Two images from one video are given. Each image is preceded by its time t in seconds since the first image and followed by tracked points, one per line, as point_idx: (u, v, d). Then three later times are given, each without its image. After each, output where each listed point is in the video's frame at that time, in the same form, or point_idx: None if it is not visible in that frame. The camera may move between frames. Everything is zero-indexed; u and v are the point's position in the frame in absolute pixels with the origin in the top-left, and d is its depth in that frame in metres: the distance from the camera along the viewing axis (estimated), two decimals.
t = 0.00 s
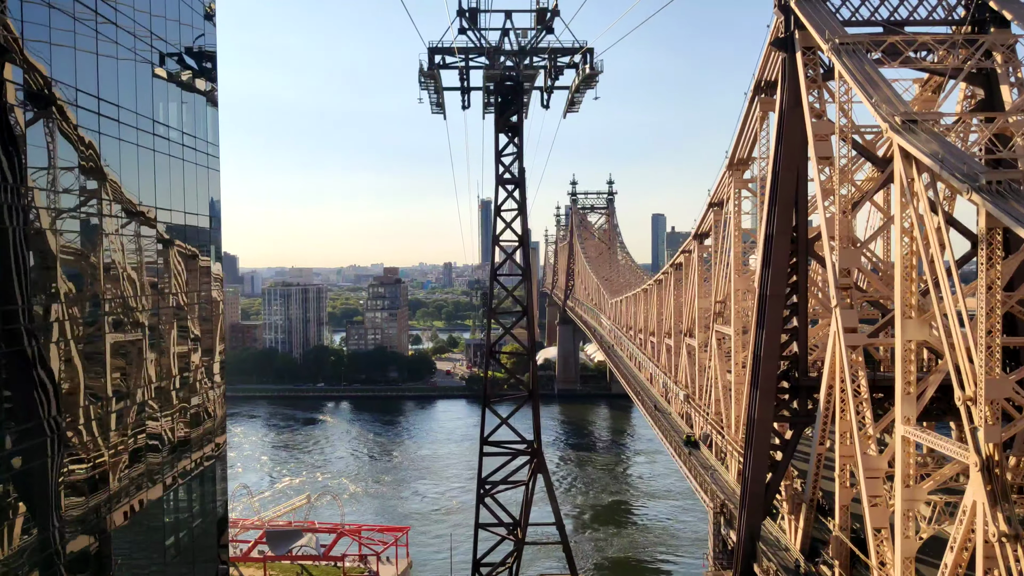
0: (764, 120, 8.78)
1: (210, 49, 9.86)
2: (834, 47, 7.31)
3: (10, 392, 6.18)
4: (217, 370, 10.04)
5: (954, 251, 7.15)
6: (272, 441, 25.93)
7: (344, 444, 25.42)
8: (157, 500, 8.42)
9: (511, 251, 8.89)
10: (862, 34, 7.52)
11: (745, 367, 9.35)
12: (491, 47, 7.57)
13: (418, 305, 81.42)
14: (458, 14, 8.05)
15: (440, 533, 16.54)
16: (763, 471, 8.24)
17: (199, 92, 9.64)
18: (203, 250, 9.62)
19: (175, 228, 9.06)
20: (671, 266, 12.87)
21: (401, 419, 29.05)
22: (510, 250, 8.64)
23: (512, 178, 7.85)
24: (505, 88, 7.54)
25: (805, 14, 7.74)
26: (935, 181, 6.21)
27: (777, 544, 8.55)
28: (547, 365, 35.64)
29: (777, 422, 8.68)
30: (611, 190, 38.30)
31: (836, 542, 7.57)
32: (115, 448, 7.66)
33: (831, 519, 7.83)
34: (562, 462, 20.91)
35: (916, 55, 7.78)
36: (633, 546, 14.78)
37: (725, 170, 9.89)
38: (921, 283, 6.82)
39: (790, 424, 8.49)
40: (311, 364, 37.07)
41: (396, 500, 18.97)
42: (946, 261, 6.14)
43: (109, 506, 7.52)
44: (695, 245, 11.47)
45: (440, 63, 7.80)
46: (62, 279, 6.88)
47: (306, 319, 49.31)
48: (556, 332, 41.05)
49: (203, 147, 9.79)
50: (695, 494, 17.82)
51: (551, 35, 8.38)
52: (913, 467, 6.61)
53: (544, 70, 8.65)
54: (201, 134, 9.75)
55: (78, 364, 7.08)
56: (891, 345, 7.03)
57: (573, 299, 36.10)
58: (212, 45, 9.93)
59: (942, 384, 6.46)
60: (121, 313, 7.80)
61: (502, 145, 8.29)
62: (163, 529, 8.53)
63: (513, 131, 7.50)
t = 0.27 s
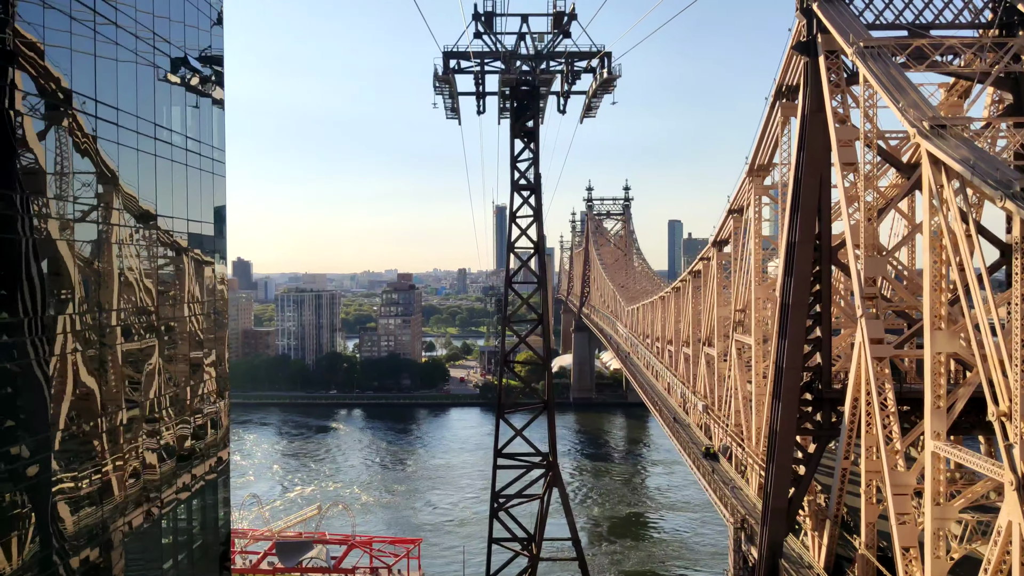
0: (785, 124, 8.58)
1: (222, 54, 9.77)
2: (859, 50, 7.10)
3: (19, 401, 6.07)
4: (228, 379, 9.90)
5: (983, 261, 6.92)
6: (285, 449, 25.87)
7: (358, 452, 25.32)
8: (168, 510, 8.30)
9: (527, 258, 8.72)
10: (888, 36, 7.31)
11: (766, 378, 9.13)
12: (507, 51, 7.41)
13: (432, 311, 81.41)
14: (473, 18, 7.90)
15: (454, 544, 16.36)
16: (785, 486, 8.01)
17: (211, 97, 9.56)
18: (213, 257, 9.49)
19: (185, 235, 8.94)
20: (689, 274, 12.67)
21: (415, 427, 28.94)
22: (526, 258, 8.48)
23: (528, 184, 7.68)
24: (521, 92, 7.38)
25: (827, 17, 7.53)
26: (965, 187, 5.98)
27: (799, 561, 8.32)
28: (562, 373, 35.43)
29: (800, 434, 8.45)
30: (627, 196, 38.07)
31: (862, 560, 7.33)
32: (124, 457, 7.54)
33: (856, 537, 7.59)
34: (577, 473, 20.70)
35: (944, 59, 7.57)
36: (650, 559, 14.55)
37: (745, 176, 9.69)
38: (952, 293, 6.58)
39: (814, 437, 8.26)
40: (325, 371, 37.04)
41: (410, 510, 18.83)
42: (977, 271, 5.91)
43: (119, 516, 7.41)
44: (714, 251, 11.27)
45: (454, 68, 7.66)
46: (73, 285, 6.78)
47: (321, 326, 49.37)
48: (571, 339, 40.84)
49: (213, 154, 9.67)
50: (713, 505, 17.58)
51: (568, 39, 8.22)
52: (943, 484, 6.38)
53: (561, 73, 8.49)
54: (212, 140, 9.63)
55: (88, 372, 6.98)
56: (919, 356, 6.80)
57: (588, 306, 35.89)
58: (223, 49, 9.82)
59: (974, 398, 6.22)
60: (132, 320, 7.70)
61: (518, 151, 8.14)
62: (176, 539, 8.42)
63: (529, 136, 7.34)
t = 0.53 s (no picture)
0: (808, 130, 8.38)
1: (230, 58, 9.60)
2: (884, 52, 6.90)
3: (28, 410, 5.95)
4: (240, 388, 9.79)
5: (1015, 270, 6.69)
6: (299, 457, 25.81)
7: (372, 461, 25.23)
8: (178, 521, 8.19)
9: (543, 267, 8.55)
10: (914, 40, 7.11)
11: (788, 389, 8.93)
12: (524, 55, 7.27)
13: (448, 317, 81.41)
14: (490, 22, 7.77)
15: (468, 555, 16.18)
16: (808, 501, 7.80)
17: (218, 101, 9.38)
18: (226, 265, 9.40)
19: (198, 242, 8.85)
20: (708, 283, 12.48)
21: (430, 435, 28.82)
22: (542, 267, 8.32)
23: (544, 191, 7.52)
24: (538, 97, 7.23)
25: (851, 19, 7.34)
26: (998, 194, 5.77)
27: None
28: (578, 381, 35.21)
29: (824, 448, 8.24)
30: (644, 202, 37.83)
31: None
32: (134, 467, 7.43)
33: (882, 555, 7.37)
34: (593, 483, 20.50)
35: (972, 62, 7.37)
36: (668, 573, 14.33)
37: (766, 183, 9.50)
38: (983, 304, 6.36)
39: (838, 451, 8.05)
40: (339, 378, 37.01)
41: (425, 521, 18.69)
42: (1011, 281, 5.70)
43: (127, 527, 7.29)
44: (734, 260, 11.07)
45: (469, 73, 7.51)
46: (82, 293, 6.67)
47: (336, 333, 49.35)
48: (587, 347, 40.62)
49: (225, 160, 9.57)
50: (732, 517, 17.33)
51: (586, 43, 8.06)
52: (975, 502, 6.16)
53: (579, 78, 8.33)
54: (224, 147, 9.54)
55: (97, 380, 6.86)
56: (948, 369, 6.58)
57: (604, 314, 35.67)
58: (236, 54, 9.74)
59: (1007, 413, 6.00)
60: (143, 328, 7.61)
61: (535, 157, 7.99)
62: (185, 551, 8.30)
63: (546, 142, 7.18)
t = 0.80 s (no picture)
0: (831, 135, 8.21)
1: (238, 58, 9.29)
2: (910, 56, 6.71)
3: (33, 420, 5.85)
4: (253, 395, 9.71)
5: None
6: (315, 464, 25.82)
7: (387, 468, 25.19)
8: (189, 528, 8.12)
9: (561, 274, 8.42)
10: (941, 43, 6.92)
11: (810, 400, 8.75)
12: (542, 59, 7.15)
13: (464, 322, 81.43)
14: (508, 25, 7.65)
15: (483, 566, 16.03)
16: (832, 515, 7.61)
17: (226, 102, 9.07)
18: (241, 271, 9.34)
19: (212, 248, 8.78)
20: (728, 291, 12.30)
21: (445, 443, 28.77)
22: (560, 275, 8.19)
23: (562, 198, 7.40)
24: (556, 102, 7.11)
25: (876, 22, 7.16)
26: None
27: None
28: (595, 389, 35.02)
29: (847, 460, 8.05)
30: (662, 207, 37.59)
31: None
32: (145, 475, 7.36)
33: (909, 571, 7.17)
34: (610, 493, 20.31)
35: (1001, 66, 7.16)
36: None
37: (788, 189, 9.33)
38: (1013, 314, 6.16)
39: (863, 464, 7.86)
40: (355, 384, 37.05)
41: (440, 530, 18.60)
42: None
43: (137, 536, 7.21)
44: (755, 267, 10.89)
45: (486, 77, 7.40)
46: (92, 300, 6.59)
47: (352, 339, 49.43)
48: (604, 354, 40.42)
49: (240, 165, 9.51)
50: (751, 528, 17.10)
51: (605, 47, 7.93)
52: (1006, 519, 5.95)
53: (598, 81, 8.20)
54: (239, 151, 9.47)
55: (107, 388, 6.80)
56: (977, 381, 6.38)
57: (621, 321, 35.46)
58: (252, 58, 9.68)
59: None
60: (155, 334, 7.56)
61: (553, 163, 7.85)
62: (195, 561, 8.20)
63: (564, 147, 7.06)
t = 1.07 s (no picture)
0: (854, 140, 8.06)
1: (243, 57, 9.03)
2: (938, 59, 6.54)
3: (41, 427, 5.77)
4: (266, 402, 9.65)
5: None
6: (331, 470, 25.84)
7: (403, 475, 25.15)
8: (200, 538, 8.06)
9: (578, 280, 8.31)
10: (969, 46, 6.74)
11: (832, 409, 8.58)
12: (560, 61, 7.06)
13: (482, 328, 81.41)
14: (526, 28, 7.57)
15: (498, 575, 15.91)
16: (854, 528, 7.44)
17: (229, 102, 8.80)
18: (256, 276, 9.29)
19: (226, 252, 8.74)
20: (748, 298, 12.15)
21: (461, 449, 28.69)
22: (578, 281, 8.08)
23: (580, 202, 7.29)
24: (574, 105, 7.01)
25: (901, 24, 7.01)
26: None
27: None
28: (612, 396, 34.83)
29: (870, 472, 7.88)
30: (680, 213, 37.36)
31: None
32: (155, 482, 7.31)
33: None
34: (626, 501, 20.14)
35: None
36: None
37: (811, 195, 9.17)
38: None
39: (886, 475, 7.68)
40: (371, 390, 37.09)
41: (456, 538, 18.50)
42: None
43: (146, 545, 7.14)
44: (776, 273, 10.73)
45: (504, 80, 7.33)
46: (101, 304, 6.52)
47: (369, 344, 49.48)
48: (621, 360, 40.22)
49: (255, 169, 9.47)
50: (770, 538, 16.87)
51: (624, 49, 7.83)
52: None
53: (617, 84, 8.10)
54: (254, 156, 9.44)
55: (117, 393, 6.74)
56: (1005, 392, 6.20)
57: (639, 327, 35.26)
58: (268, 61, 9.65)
59: None
60: (168, 339, 7.51)
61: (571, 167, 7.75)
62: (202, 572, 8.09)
63: (582, 151, 6.96)
